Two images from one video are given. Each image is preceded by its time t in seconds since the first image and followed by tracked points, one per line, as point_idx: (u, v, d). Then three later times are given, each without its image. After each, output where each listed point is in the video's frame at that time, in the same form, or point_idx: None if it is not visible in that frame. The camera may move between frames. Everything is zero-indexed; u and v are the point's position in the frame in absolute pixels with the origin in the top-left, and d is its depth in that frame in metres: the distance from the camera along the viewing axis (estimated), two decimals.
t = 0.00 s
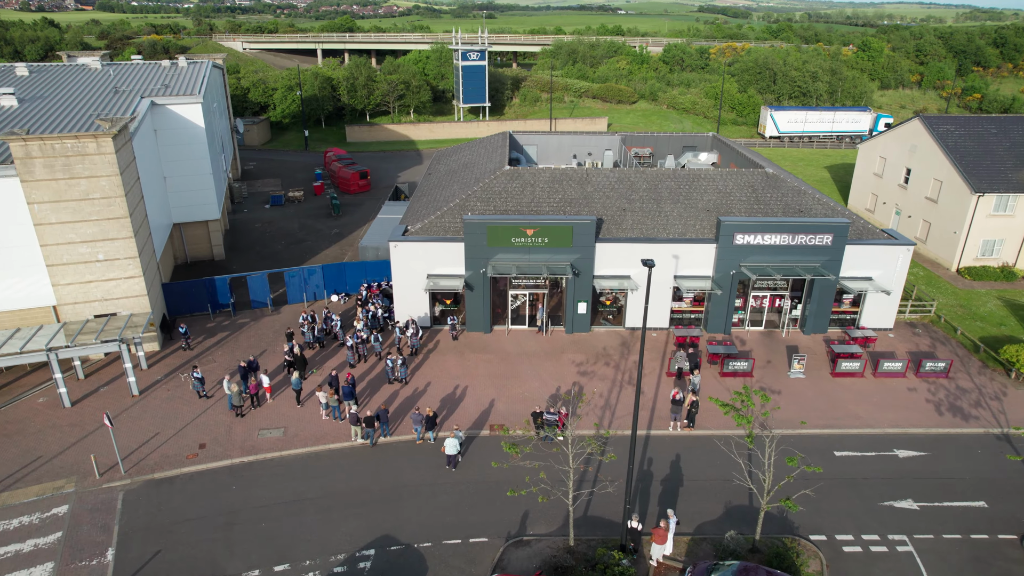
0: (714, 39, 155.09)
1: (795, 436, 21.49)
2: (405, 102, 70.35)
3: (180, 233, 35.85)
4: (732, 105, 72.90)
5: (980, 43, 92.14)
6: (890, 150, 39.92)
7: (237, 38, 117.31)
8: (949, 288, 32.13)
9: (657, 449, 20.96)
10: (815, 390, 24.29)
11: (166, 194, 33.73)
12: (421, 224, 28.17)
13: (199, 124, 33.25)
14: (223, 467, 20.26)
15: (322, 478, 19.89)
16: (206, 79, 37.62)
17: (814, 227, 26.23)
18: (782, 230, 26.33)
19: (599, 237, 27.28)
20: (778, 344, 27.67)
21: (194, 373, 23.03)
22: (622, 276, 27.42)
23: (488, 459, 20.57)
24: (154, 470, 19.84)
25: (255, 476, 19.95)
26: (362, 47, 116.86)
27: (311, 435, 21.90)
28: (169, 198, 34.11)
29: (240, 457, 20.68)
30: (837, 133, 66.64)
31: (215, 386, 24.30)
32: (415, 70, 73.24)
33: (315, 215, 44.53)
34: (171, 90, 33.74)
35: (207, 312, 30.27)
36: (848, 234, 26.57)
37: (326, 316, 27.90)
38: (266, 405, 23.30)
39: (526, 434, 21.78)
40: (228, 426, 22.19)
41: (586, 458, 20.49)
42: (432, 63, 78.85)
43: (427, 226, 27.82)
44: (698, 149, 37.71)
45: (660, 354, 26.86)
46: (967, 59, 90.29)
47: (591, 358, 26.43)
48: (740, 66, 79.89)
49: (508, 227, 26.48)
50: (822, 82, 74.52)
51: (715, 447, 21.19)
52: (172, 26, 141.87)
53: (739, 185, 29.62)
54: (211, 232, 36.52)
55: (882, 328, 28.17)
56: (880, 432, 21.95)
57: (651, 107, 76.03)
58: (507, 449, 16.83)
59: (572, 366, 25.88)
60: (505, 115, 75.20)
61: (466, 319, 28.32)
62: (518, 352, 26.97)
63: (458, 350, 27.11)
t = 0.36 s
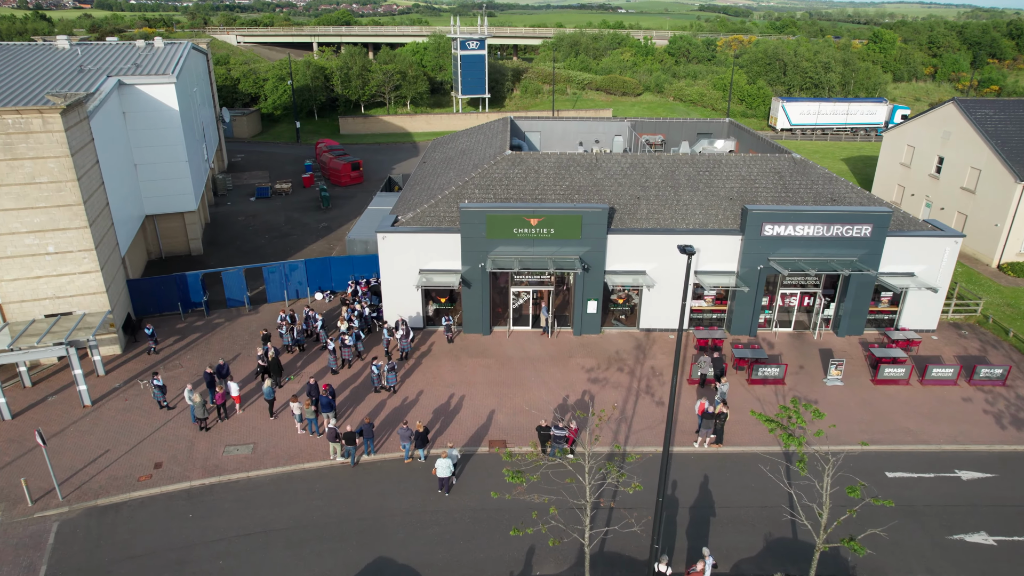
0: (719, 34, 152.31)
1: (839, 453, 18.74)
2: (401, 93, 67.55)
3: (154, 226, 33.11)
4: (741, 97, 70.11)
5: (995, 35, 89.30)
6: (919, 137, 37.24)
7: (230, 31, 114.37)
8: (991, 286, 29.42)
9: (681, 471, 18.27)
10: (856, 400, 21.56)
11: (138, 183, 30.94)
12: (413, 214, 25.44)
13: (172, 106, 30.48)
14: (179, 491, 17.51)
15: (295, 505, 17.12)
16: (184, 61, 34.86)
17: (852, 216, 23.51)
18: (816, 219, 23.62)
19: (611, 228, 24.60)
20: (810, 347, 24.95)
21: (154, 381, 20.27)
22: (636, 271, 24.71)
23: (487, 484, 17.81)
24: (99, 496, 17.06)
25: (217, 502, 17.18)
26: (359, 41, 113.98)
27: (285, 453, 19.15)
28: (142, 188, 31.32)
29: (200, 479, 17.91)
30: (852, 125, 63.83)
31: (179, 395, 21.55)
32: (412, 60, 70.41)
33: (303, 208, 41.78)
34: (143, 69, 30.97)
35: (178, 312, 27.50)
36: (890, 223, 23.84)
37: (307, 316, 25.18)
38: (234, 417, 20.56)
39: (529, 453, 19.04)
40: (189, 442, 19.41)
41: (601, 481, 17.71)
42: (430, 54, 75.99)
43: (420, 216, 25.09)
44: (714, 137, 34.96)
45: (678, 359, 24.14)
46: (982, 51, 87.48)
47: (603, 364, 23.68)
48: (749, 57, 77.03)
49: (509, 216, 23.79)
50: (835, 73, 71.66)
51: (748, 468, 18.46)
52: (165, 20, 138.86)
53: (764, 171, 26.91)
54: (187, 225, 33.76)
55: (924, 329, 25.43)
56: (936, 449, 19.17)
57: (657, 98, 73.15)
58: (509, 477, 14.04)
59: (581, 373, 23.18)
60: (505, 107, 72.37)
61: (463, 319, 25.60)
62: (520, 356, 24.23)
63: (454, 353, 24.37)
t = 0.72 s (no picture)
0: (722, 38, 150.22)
1: (898, 490, 15.95)
2: (398, 93, 64.77)
3: (123, 227, 30.39)
4: (750, 98, 67.67)
5: (1009, 36, 86.96)
6: (949, 132, 34.68)
7: (225, 34, 111.83)
8: None
9: (713, 514, 15.54)
10: (908, 423, 18.80)
11: (105, 180, 28.19)
12: (402, 211, 22.81)
13: (142, 96, 27.85)
14: (118, 537, 14.71)
15: (255, 554, 14.34)
16: (161, 50, 32.30)
17: (898, 214, 20.84)
18: (856, 218, 20.97)
19: (625, 228, 21.95)
20: (848, 360, 22.23)
21: (100, 402, 17.50)
22: (653, 276, 22.09)
23: (484, 527, 15.03)
24: (21, 543, 14.26)
25: (162, 549, 14.37)
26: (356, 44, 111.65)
27: (248, 487, 16.34)
28: (109, 185, 28.56)
29: (145, 521, 15.09)
30: (866, 125, 61.31)
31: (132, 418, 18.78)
32: (409, 59, 67.97)
33: (289, 211, 39.14)
34: (112, 56, 28.37)
35: (142, 322, 24.77)
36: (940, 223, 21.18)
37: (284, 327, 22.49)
38: (193, 444, 17.79)
39: (533, 489, 16.27)
40: (137, 474, 16.63)
41: (620, 526, 14.93)
42: (428, 54, 73.61)
43: (410, 214, 22.44)
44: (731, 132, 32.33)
45: (700, 377, 21.41)
46: (995, 52, 85.12)
47: (616, 382, 20.94)
48: (757, 57, 74.64)
49: (510, 213, 21.13)
50: (847, 73, 69.22)
51: (793, 507, 15.66)
52: (161, 24, 136.75)
53: (794, 165, 24.24)
54: (160, 227, 31.05)
55: (976, 341, 22.69)
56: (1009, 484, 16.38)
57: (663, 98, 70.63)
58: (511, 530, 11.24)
59: (592, 392, 20.44)
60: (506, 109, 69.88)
61: (459, 330, 22.90)
62: (523, 372, 21.50)
63: (448, 369, 21.64)
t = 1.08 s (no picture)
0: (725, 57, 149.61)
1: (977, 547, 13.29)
2: (395, 106, 62.86)
3: (91, 240, 27.99)
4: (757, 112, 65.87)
5: (1018, 50, 85.50)
6: (981, 140, 32.41)
7: (222, 50, 110.62)
8: None
9: None
10: (974, 461, 16.22)
11: (70, 189, 25.84)
12: (391, 220, 20.49)
13: (113, 97, 25.61)
14: None
15: None
16: (139, 52, 30.24)
17: (949, 222, 18.52)
18: (902, 226, 18.61)
19: (641, 238, 19.62)
20: (892, 386, 19.75)
21: (33, 439, 14.94)
22: (672, 292, 19.71)
23: None
24: None
25: None
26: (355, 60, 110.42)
27: (201, 541, 13.75)
28: (75, 195, 26.21)
29: None
30: (878, 139, 59.38)
31: (75, 455, 16.20)
32: (407, 72, 66.27)
33: (276, 224, 36.88)
34: (81, 55, 26.24)
35: (103, 343, 22.29)
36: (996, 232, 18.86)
37: (258, 349, 20.02)
38: (142, 487, 15.22)
39: (541, 546, 13.65)
40: (72, 525, 14.03)
41: None
42: (427, 67, 71.97)
43: (399, 223, 20.11)
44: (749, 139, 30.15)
45: (727, 407, 18.91)
46: (1004, 67, 83.58)
47: (632, 414, 18.44)
48: (763, 71, 73.03)
49: (511, 221, 18.81)
50: (856, 86, 67.50)
51: (852, 566, 13.05)
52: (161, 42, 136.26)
53: (824, 170, 21.95)
54: (133, 240, 28.59)
55: None
56: None
57: (667, 111, 68.82)
58: None
59: (606, 425, 17.91)
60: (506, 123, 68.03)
61: (454, 353, 20.44)
62: (526, 402, 19.00)
63: (442, 398, 19.16)
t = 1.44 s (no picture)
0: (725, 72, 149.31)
1: None
2: (393, 117, 61.62)
3: (66, 249, 26.39)
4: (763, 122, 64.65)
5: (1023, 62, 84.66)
6: (1004, 145, 30.99)
7: (220, 64, 109.82)
8: None
9: None
10: None
11: (42, 194, 24.27)
12: (382, 224, 18.94)
13: (90, 96, 24.17)
14: None
15: None
16: (122, 53, 28.89)
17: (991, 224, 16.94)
18: (939, 229, 17.02)
19: (654, 243, 18.02)
20: (928, 405, 18.06)
21: None
22: (687, 302, 18.11)
23: None
24: None
25: None
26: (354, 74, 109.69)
27: None
28: (48, 200, 24.64)
29: None
30: (887, 149, 58.06)
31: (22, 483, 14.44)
32: (406, 82, 65.22)
33: (266, 234, 35.35)
34: (57, 53, 24.82)
35: (70, 358, 20.60)
36: None
37: (236, 364, 18.32)
38: (95, 520, 13.47)
39: None
40: (10, 565, 12.26)
41: None
42: (426, 78, 70.97)
43: (390, 226, 18.54)
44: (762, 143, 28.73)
45: (749, 427, 17.19)
46: (1010, 78, 82.64)
47: (646, 436, 16.73)
48: (767, 82, 72.00)
49: (512, 224, 17.23)
50: (863, 96, 66.33)
51: None
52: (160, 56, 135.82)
53: (848, 171, 20.40)
54: (111, 248, 27.00)
55: None
56: None
57: (670, 121, 67.59)
58: None
59: (617, 448, 16.18)
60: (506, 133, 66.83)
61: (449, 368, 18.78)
62: (528, 422, 17.30)
63: (436, 418, 17.46)
